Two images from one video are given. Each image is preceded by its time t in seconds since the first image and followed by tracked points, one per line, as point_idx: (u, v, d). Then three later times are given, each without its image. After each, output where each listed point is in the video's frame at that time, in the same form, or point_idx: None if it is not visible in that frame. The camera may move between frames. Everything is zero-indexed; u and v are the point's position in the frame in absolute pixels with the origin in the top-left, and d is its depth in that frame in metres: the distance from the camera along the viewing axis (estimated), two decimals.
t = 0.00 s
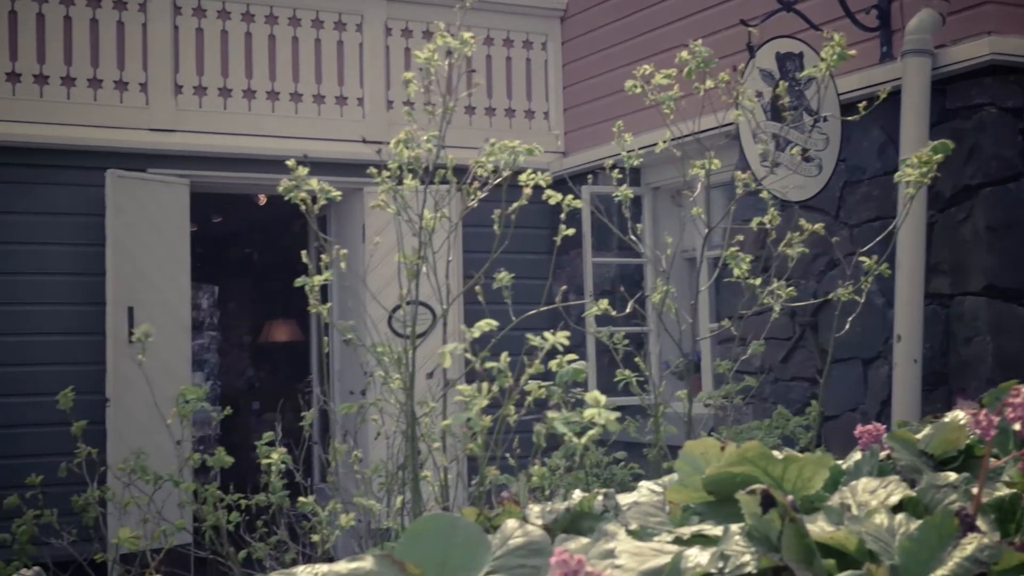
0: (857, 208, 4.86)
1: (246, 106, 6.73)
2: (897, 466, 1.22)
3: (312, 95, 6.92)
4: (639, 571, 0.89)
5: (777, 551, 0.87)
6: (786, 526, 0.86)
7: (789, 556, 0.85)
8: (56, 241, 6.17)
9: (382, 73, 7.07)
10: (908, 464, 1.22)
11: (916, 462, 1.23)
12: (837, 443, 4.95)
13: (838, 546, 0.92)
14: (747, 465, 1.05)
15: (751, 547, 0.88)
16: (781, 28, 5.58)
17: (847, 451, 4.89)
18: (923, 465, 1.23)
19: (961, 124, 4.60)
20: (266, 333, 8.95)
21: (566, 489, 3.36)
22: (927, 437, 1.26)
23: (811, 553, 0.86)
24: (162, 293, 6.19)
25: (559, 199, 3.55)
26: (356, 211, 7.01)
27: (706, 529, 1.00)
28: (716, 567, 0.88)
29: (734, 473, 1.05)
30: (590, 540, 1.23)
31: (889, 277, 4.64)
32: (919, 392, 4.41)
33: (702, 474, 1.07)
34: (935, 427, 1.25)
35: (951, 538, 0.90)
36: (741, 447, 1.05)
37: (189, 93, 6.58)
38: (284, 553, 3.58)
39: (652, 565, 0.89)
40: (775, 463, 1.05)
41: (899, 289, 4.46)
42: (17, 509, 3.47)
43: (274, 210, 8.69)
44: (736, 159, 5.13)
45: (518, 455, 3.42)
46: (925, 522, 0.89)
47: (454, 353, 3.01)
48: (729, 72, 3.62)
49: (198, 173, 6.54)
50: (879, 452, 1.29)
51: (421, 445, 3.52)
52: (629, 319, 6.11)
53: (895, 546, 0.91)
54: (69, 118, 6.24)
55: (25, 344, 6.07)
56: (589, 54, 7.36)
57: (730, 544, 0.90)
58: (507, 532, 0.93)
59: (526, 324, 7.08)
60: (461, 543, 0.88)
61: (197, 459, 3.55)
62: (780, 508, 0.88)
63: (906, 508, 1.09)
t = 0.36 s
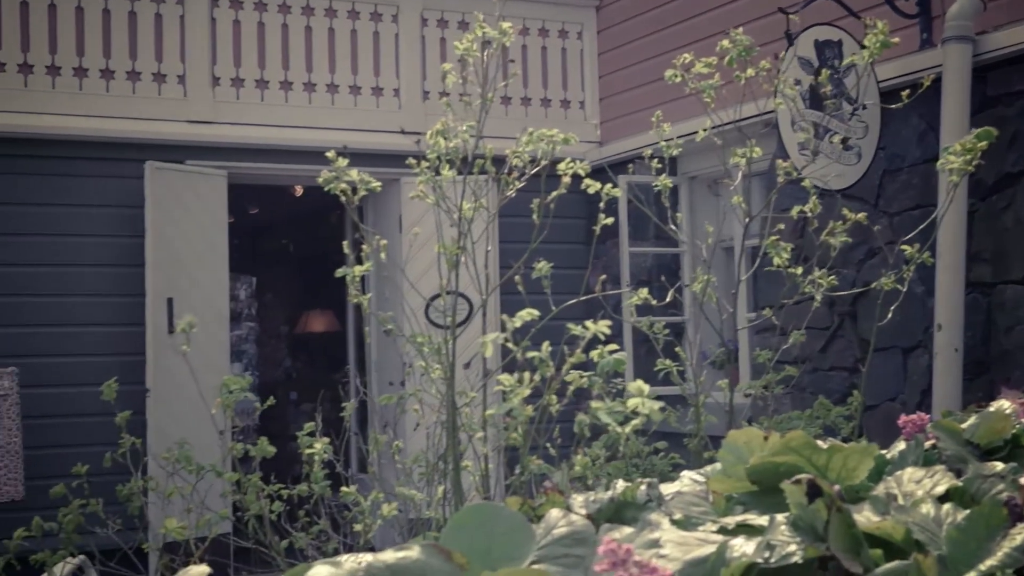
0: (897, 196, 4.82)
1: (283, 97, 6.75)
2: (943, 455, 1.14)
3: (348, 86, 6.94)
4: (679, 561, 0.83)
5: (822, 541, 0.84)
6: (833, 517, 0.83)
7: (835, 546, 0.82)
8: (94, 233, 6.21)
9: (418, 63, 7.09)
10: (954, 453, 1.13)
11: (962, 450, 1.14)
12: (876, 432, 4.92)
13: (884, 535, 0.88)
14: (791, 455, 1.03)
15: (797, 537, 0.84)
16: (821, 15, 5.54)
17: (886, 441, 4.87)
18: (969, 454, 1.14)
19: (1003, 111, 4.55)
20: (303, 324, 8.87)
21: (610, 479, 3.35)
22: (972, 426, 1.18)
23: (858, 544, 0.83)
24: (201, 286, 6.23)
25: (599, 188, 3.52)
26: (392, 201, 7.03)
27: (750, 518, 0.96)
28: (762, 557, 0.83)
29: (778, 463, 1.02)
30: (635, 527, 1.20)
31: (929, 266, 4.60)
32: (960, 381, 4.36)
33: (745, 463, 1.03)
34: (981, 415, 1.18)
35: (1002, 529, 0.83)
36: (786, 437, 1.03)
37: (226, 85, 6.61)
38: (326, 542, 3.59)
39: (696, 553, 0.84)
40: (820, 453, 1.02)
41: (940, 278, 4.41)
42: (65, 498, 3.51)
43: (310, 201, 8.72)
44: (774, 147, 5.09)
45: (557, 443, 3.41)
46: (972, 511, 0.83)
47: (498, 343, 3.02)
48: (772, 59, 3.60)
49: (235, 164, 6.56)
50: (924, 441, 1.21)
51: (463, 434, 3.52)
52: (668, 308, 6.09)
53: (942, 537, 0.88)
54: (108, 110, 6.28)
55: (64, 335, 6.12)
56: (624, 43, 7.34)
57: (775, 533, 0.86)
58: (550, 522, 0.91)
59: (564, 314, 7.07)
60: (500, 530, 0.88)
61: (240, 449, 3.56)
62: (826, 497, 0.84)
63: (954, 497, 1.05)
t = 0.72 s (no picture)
0: (936, 182, 4.79)
1: (319, 86, 6.77)
2: (989, 443, 1.38)
3: (383, 75, 6.96)
4: (726, 547, 1.01)
5: (867, 527, 1.02)
6: (877, 504, 1.01)
7: (880, 532, 1.00)
8: (133, 222, 6.26)
9: (452, 51, 7.10)
10: (999, 441, 1.37)
11: (1006, 439, 1.38)
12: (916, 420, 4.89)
13: (929, 521, 1.06)
14: (835, 441, 1.21)
15: (843, 523, 1.02)
16: None
17: (926, 428, 4.83)
18: (1013, 441, 1.38)
19: None
20: (341, 313, 8.88)
21: (652, 466, 3.34)
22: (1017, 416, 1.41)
23: (901, 528, 1.01)
24: (238, 273, 6.25)
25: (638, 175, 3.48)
26: (428, 189, 7.03)
27: (793, 507, 1.11)
28: (808, 544, 0.99)
29: (823, 450, 1.20)
30: (677, 514, 1.43)
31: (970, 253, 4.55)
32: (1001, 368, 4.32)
33: (792, 452, 1.21)
34: None
35: None
36: (831, 426, 1.22)
37: (263, 74, 6.63)
38: (367, 528, 3.61)
39: (741, 541, 1.02)
40: (863, 440, 1.21)
41: (980, 264, 4.35)
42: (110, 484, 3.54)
43: (345, 189, 8.75)
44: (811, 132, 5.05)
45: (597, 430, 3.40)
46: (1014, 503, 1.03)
47: (540, 330, 3.00)
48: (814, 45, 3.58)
49: (269, 153, 6.56)
50: (972, 428, 1.44)
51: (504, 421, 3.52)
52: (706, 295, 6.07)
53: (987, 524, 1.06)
54: (146, 99, 6.32)
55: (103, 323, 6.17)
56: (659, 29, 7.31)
57: (821, 520, 1.03)
58: (593, 511, 1.20)
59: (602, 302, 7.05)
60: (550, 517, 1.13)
61: (280, 436, 3.57)
62: (871, 485, 1.02)
63: (1000, 484, 1.25)
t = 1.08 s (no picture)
0: (981, 170, 4.72)
1: (358, 76, 6.78)
2: None
3: (423, 65, 6.96)
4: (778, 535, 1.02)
5: (918, 518, 1.01)
6: (928, 494, 1.00)
7: (933, 522, 0.99)
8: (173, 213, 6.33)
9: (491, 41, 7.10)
10: None
11: None
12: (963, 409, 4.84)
13: (984, 513, 1.03)
14: (883, 431, 1.19)
15: (892, 514, 1.02)
16: None
17: (973, 418, 4.78)
18: None
19: None
20: (379, 302, 8.99)
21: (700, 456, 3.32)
22: None
23: (953, 518, 0.99)
24: (279, 263, 6.28)
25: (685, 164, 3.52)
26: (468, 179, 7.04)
27: (842, 496, 1.11)
28: (858, 534, 1.00)
29: (869, 439, 1.18)
30: (722, 503, 1.54)
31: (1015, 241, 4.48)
32: None
33: (837, 441, 1.20)
34: None
35: None
36: (877, 414, 1.19)
37: (303, 65, 6.64)
38: (412, 518, 3.63)
39: (789, 531, 1.02)
40: (911, 430, 1.19)
41: None
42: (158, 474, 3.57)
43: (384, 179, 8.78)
44: (854, 120, 5.02)
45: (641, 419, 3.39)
46: None
47: (586, 318, 3.00)
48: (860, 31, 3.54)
49: (308, 144, 6.59)
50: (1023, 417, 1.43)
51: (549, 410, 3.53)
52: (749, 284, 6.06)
53: None
54: (186, 91, 6.36)
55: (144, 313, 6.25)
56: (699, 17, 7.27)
57: (871, 511, 1.03)
58: (641, 499, 1.24)
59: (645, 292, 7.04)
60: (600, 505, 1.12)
61: (326, 426, 3.59)
62: (921, 475, 1.01)
63: None
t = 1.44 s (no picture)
0: None
1: (399, 65, 6.77)
2: None
3: (463, 53, 6.94)
4: (828, 524, 1.20)
5: (970, 505, 1.18)
6: (983, 482, 1.16)
7: (988, 510, 1.15)
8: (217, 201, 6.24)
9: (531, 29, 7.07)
10: None
11: None
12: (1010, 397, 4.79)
13: None
14: (933, 420, 1.33)
15: (946, 502, 1.18)
16: None
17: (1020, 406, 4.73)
18: None
19: None
20: (419, 290, 8.99)
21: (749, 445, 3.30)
22: None
23: (1005, 505, 1.15)
24: (322, 252, 6.32)
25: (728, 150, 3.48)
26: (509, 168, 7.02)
27: (892, 486, 1.29)
28: (912, 523, 1.17)
29: (921, 428, 1.34)
30: (773, 491, 1.60)
31: None
32: None
33: (891, 432, 1.36)
34: None
35: None
36: (931, 404, 1.34)
37: (344, 54, 6.63)
38: (457, 506, 3.63)
39: (842, 520, 1.20)
40: (962, 419, 1.32)
41: None
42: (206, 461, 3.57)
43: (423, 168, 8.78)
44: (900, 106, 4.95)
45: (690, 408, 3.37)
46: None
47: (634, 305, 2.99)
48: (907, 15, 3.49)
49: (346, 133, 6.56)
50: None
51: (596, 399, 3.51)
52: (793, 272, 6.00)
53: None
54: (228, 80, 6.35)
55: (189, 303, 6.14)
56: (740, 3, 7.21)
57: (925, 499, 1.19)
58: (691, 488, 1.40)
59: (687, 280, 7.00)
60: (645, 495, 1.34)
61: (371, 414, 3.60)
62: (976, 465, 1.18)
63: None
